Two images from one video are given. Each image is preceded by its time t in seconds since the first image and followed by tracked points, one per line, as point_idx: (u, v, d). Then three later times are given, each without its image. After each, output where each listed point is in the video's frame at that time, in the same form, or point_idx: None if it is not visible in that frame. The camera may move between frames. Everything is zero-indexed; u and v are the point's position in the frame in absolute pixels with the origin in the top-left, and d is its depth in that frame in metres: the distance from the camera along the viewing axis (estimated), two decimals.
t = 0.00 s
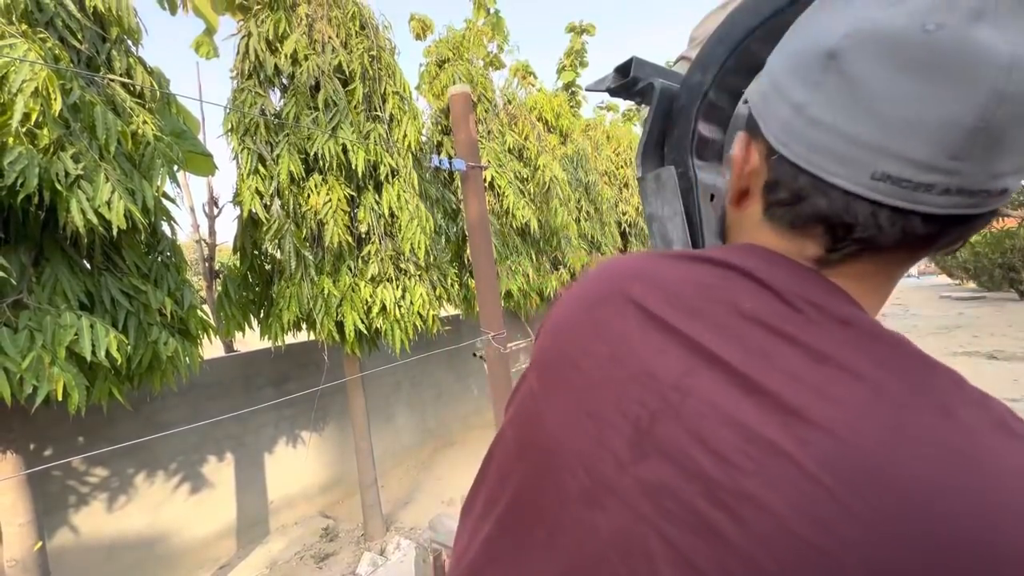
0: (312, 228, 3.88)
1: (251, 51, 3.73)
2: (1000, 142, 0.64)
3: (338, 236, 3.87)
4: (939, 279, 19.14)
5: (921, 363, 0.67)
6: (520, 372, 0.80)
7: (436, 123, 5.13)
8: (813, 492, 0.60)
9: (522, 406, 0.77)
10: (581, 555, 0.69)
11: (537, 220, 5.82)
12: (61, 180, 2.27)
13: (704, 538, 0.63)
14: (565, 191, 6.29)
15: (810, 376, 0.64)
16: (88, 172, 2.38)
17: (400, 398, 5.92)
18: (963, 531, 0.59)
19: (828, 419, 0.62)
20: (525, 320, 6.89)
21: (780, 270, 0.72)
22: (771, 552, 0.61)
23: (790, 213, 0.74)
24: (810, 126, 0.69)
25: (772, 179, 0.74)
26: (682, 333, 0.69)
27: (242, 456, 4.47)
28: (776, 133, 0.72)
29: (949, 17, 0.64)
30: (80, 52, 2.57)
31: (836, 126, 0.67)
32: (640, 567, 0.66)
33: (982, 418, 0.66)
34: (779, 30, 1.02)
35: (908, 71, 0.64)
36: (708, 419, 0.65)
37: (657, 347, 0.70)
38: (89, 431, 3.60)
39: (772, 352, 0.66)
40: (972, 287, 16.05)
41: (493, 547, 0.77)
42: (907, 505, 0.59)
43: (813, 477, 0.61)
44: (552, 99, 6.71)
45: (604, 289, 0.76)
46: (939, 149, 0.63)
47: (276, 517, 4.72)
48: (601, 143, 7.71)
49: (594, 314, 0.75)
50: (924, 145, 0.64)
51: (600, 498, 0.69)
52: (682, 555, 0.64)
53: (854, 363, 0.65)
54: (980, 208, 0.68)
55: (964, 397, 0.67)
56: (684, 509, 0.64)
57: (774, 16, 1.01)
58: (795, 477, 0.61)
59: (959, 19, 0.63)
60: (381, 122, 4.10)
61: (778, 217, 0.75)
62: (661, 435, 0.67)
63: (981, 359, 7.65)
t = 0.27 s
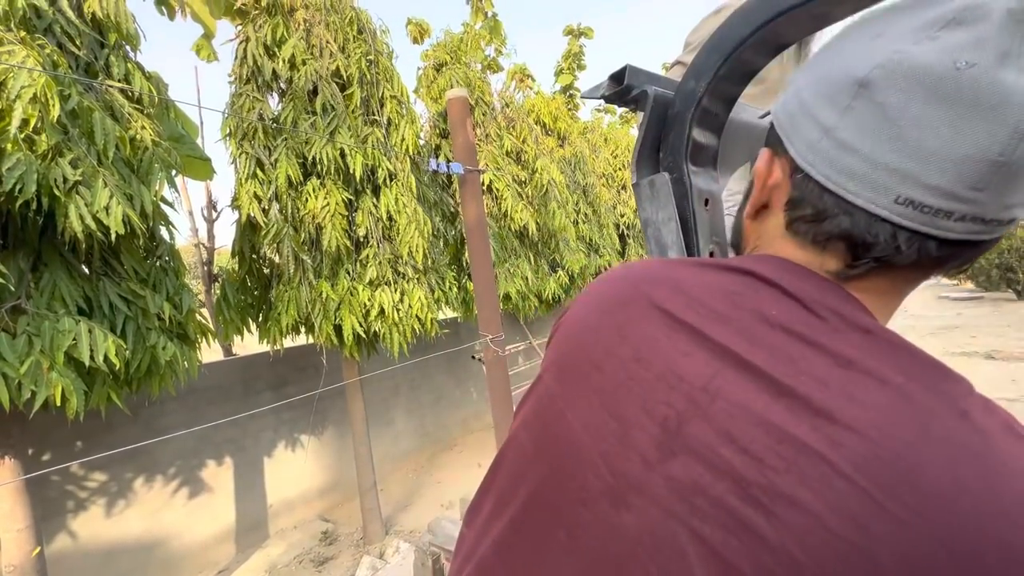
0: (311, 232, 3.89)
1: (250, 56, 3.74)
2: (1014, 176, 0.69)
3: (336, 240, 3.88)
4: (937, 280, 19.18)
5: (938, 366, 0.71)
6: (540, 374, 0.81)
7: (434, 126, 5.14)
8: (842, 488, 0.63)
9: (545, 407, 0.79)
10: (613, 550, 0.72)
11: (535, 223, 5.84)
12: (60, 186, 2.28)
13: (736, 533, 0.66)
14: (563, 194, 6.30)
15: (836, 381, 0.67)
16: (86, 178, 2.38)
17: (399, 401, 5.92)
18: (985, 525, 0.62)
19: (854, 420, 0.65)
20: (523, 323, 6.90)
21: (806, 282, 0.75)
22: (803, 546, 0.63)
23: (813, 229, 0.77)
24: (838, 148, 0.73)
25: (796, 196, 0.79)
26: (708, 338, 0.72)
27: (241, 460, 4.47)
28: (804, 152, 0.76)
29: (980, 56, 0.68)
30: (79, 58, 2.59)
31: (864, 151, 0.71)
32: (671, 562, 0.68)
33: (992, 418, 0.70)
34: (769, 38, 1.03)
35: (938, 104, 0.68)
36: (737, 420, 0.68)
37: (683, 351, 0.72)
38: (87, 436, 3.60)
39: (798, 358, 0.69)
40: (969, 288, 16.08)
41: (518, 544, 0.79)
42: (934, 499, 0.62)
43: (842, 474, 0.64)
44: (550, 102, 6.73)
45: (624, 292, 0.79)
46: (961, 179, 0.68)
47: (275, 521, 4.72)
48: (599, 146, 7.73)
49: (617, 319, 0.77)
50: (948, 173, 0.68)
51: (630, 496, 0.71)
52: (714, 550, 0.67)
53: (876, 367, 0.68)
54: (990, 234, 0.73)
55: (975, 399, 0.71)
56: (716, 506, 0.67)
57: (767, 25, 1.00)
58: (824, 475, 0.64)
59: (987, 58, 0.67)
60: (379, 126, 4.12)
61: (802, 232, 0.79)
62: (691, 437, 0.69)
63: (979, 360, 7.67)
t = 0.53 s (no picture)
0: (309, 234, 3.89)
1: (247, 59, 3.74)
2: (1001, 175, 0.72)
3: (335, 241, 3.88)
4: (935, 280, 19.23)
5: (927, 364, 0.72)
6: (539, 375, 0.82)
7: (431, 128, 5.14)
8: (838, 483, 0.64)
9: (542, 406, 0.79)
10: (614, 546, 0.72)
11: (533, 224, 5.84)
12: (57, 188, 2.28)
13: (734, 528, 0.66)
14: (561, 195, 6.30)
15: (831, 379, 0.68)
16: (84, 181, 2.38)
17: (397, 403, 5.91)
18: (974, 516, 0.63)
19: (848, 416, 0.66)
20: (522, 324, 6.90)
21: (803, 284, 0.76)
22: (801, 540, 0.64)
23: (811, 232, 0.78)
24: (833, 152, 0.74)
25: (792, 200, 0.79)
26: (704, 336, 0.73)
27: (240, 463, 4.46)
28: (799, 156, 0.77)
29: (966, 62, 0.70)
30: (76, 60, 2.59)
31: (860, 154, 0.72)
32: (672, 557, 0.68)
33: (979, 414, 0.72)
34: (764, 40, 1.02)
35: (930, 108, 0.70)
36: (735, 418, 0.68)
37: (681, 350, 0.73)
38: (85, 439, 3.59)
39: (794, 357, 0.70)
40: (967, 287, 16.12)
41: (520, 543, 0.79)
42: (927, 492, 0.63)
43: (838, 469, 0.64)
44: (548, 103, 6.74)
45: (619, 291, 0.79)
46: (954, 180, 0.70)
47: (274, 523, 4.72)
48: (597, 147, 7.74)
49: (615, 318, 0.77)
50: (942, 174, 0.70)
51: (629, 492, 0.71)
52: (713, 545, 0.66)
53: (868, 365, 0.69)
54: (975, 229, 0.76)
55: (963, 396, 0.73)
56: (716, 502, 0.67)
57: (763, 26, 1.00)
58: (821, 470, 0.65)
59: (972, 64, 0.70)
60: (377, 128, 4.12)
61: (799, 236, 0.79)
62: (690, 434, 0.69)
63: (976, 359, 7.69)
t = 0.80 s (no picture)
0: (306, 234, 3.88)
1: (244, 59, 3.73)
2: (976, 159, 0.72)
3: (333, 242, 3.87)
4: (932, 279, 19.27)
5: (911, 357, 0.72)
6: (528, 378, 0.82)
7: (429, 128, 5.13)
8: (818, 480, 0.63)
9: (531, 409, 0.80)
10: (599, 546, 0.71)
11: (531, 225, 5.84)
12: (53, 189, 2.27)
13: (715, 526, 0.65)
14: (559, 196, 6.30)
15: (811, 373, 0.68)
16: (80, 182, 2.37)
17: (396, 403, 5.90)
18: (958, 514, 0.62)
19: (827, 411, 0.65)
20: (520, 324, 6.90)
21: (783, 278, 0.76)
22: (781, 539, 0.63)
23: (788, 224, 0.78)
24: (806, 143, 0.74)
25: (769, 192, 0.79)
26: (686, 334, 0.73)
27: (238, 464, 4.45)
28: (774, 148, 0.77)
29: (931, 48, 0.70)
30: (72, 61, 2.58)
31: (832, 144, 0.73)
32: (656, 558, 0.67)
33: (965, 408, 0.71)
34: (760, 39, 1.04)
35: (897, 94, 0.71)
36: (715, 415, 0.68)
37: (664, 349, 0.73)
38: (82, 441, 3.58)
39: (775, 353, 0.70)
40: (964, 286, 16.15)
41: (512, 546, 0.79)
42: (908, 488, 0.62)
43: (817, 466, 0.64)
44: (545, 104, 6.74)
45: (605, 292, 0.80)
46: (927, 165, 0.70)
47: (273, 525, 4.71)
48: (595, 147, 7.75)
49: (599, 319, 0.78)
50: (915, 160, 0.70)
51: (614, 492, 0.71)
52: (695, 544, 0.66)
53: (850, 360, 0.69)
54: (954, 216, 0.75)
55: (947, 389, 0.72)
56: (697, 500, 0.66)
57: (760, 25, 1.02)
58: (800, 467, 0.64)
59: (939, 50, 0.70)
60: (375, 128, 4.12)
61: (777, 228, 0.79)
62: (672, 433, 0.69)
63: (974, 358, 7.70)
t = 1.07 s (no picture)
0: (305, 234, 3.87)
1: (242, 59, 3.72)
2: (934, 141, 0.69)
3: (331, 242, 3.86)
4: (931, 278, 19.29)
5: (895, 347, 0.71)
6: (520, 376, 0.82)
7: (428, 128, 5.13)
8: (801, 472, 0.63)
9: (522, 407, 0.80)
10: (587, 543, 0.71)
11: (530, 224, 5.84)
12: (51, 189, 2.26)
13: (699, 521, 0.65)
14: (558, 195, 6.30)
15: (792, 365, 0.68)
16: (77, 181, 2.36)
17: (395, 403, 5.90)
18: (942, 505, 0.62)
19: (810, 403, 0.65)
20: (519, 324, 6.89)
21: (756, 270, 0.76)
22: (766, 532, 0.62)
23: (753, 219, 0.78)
24: (758, 140, 0.75)
25: (734, 188, 0.80)
26: (671, 330, 0.73)
27: (237, 465, 4.45)
28: (734, 147, 0.78)
29: (872, 34, 0.69)
30: (69, 61, 2.57)
31: (780, 139, 0.73)
32: (642, 553, 0.67)
33: (951, 396, 0.70)
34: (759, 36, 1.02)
35: (841, 84, 0.70)
36: (698, 408, 0.68)
37: (649, 344, 0.73)
38: (80, 443, 3.57)
39: (757, 346, 0.70)
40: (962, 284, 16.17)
41: (504, 545, 0.78)
42: (891, 479, 0.62)
43: (800, 457, 0.63)
44: (544, 103, 6.74)
45: (593, 289, 0.80)
46: (875, 153, 0.69)
47: (272, 525, 4.70)
48: (593, 146, 7.74)
49: (587, 316, 0.78)
50: (861, 149, 0.69)
51: (601, 488, 0.70)
52: (681, 538, 0.66)
53: (832, 351, 0.69)
54: (926, 200, 0.73)
55: (932, 377, 0.71)
56: (681, 494, 0.66)
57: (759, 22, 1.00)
58: (783, 460, 0.64)
59: (881, 36, 0.69)
60: (373, 127, 4.11)
61: (744, 223, 0.80)
62: (657, 427, 0.69)
63: (973, 356, 7.72)
